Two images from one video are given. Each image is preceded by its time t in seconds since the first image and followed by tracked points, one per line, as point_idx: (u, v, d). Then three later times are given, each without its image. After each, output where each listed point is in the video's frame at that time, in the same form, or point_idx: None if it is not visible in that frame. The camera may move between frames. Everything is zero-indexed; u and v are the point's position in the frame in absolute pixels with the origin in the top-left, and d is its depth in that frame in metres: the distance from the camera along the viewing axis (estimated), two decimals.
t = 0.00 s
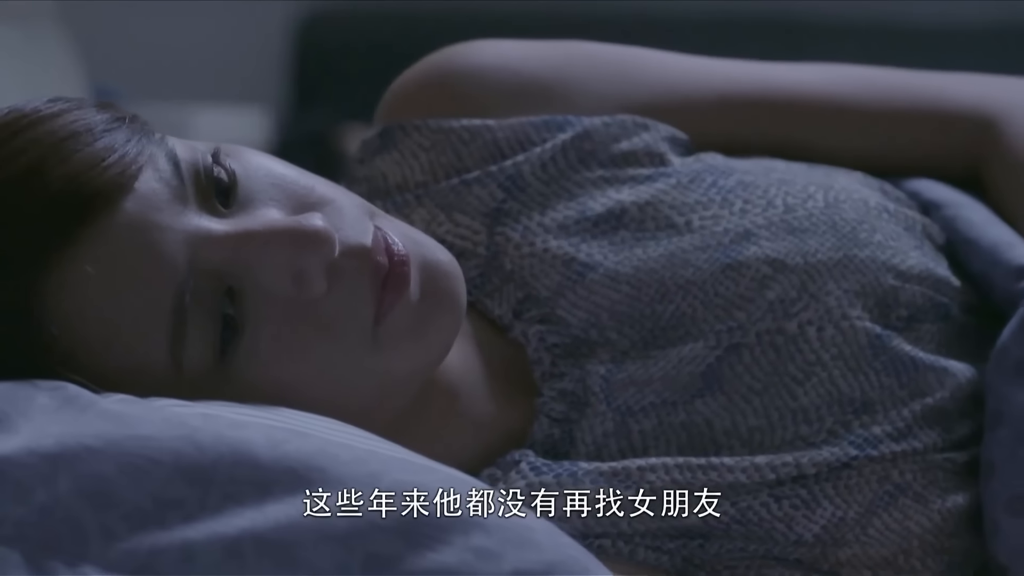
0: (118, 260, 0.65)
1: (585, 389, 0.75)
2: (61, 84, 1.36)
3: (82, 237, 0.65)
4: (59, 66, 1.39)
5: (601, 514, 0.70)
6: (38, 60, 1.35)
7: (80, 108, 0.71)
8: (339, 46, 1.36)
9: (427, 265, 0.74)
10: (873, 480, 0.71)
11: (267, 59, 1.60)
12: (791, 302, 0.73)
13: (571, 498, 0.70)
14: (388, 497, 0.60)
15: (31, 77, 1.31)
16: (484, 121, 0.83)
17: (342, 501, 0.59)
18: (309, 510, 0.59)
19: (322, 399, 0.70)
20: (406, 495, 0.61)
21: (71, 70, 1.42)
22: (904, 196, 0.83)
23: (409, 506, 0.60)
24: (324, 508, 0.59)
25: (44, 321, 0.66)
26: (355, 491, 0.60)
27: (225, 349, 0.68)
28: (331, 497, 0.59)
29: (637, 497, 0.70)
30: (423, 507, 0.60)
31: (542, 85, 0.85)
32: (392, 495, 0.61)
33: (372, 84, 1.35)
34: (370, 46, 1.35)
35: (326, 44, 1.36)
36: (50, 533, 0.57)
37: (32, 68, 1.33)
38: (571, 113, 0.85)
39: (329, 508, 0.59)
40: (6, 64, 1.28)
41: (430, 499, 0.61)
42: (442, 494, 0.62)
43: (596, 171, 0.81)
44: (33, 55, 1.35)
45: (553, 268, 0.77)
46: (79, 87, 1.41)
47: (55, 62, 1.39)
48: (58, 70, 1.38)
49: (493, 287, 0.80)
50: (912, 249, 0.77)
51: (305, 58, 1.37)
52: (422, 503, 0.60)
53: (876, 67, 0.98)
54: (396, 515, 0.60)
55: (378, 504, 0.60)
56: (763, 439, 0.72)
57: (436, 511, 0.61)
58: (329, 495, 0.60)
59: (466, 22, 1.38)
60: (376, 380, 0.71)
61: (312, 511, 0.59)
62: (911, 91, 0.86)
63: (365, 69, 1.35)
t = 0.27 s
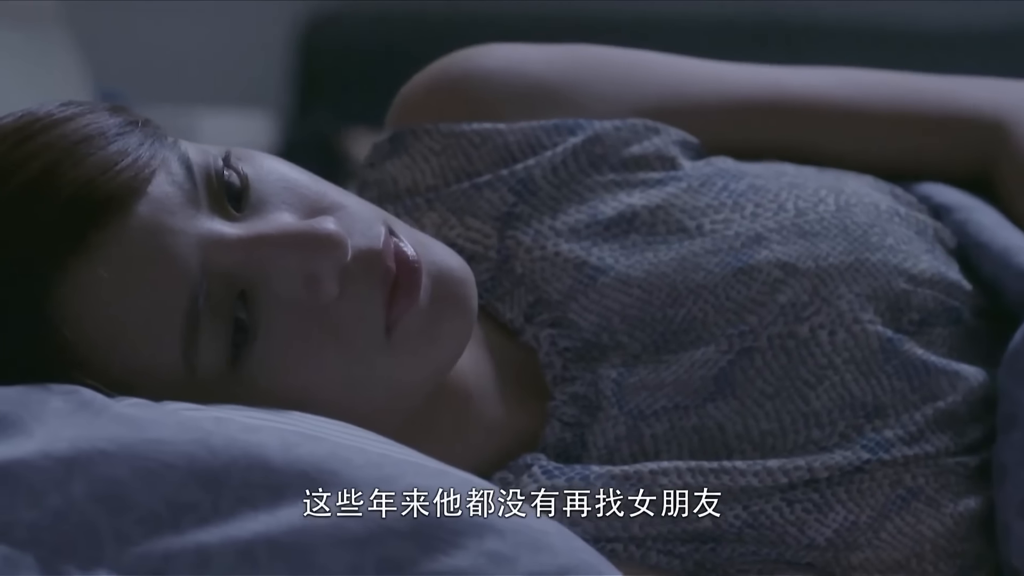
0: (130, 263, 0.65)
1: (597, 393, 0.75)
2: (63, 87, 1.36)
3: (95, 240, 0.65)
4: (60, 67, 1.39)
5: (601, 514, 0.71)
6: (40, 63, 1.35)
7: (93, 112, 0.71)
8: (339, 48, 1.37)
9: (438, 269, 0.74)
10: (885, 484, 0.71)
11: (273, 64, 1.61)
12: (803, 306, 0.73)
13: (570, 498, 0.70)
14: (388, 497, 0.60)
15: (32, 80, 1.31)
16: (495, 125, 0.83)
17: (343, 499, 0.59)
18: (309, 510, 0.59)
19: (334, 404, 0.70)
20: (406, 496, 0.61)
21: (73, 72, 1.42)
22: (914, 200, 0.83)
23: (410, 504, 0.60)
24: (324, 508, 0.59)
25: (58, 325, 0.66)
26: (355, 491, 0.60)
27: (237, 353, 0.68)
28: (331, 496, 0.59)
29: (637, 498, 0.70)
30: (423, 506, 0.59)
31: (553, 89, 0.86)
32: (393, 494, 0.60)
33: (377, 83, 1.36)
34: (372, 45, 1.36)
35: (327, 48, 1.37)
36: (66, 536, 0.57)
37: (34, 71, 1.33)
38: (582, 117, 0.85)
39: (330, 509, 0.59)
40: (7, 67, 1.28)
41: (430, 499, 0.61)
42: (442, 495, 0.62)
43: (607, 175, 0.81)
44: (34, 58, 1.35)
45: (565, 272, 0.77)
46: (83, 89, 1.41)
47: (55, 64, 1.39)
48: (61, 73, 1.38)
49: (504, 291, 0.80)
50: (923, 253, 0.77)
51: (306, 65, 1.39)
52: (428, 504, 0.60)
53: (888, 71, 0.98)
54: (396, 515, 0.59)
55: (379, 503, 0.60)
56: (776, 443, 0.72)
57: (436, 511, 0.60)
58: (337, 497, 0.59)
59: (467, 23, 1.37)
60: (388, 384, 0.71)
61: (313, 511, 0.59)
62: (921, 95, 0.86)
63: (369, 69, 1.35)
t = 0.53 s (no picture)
0: (142, 264, 0.65)
1: (607, 394, 0.75)
2: (69, 87, 1.37)
3: (108, 240, 0.65)
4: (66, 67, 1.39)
5: (601, 514, 0.71)
6: (45, 63, 1.35)
7: (104, 112, 0.71)
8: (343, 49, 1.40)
9: (449, 269, 0.74)
10: (896, 485, 0.71)
11: (279, 66, 1.61)
12: (814, 306, 0.73)
13: (570, 498, 0.70)
14: (388, 496, 0.60)
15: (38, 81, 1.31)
16: (505, 126, 0.83)
17: (342, 498, 0.59)
18: (309, 510, 0.59)
19: (346, 405, 0.70)
20: (407, 496, 0.60)
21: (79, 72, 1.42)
22: (924, 201, 0.83)
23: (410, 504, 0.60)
24: (324, 508, 0.59)
25: (70, 326, 0.66)
26: (355, 491, 0.60)
27: (249, 354, 0.68)
28: (331, 496, 0.59)
29: (637, 497, 0.70)
30: (423, 506, 0.59)
31: (563, 90, 0.86)
32: (393, 494, 0.60)
33: (379, 82, 1.38)
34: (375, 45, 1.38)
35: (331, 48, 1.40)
36: (80, 537, 0.57)
37: (39, 71, 1.33)
38: (592, 117, 0.85)
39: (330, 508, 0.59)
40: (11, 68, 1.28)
41: (430, 499, 0.60)
42: (442, 494, 0.61)
43: (618, 176, 0.81)
44: (40, 58, 1.35)
45: (575, 272, 0.77)
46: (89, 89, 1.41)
47: (61, 64, 1.39)
48: (67, 73, 1.38)
49: (515, 291, 0.80)
50: (934, 253, 0.77)
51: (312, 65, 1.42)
52: (428, 503, 0.60)
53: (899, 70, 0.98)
54: (396, 515, 0.59)
55: (379, 503, 0.60)
56: (787, 444, 0.72)
57: (436, 511, 0.60)
58: (337, 497, 0.59)
59: (474, 24, 1.38)
60: (399, 385, 0.71)
61: (312, 511, 0.59)
62: (931, 95, 0.86)
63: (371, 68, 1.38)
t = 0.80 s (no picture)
0: (152, 264, 0.65)
1: (617, 394, 0.75)
2: (72, 86, 1.36)
3: (117, 241, 0.65)
4: (69, 66, 1.39)
5: (601, 515, 0.70)
6: (48, 62, 1.35)
7: (114, 112, 0.71)
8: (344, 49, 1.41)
9: (458, 270, 0.74)
10: (906, 485, 0.71)
11: (282, 65, 1.61)
12: (823, 306, 0.73)
13: (570, 498, 0.70)
14: (388, 497, 0.60)
15: (40, 80, 1.31)
16: (513, 126, 0.83)
17: (343, 497, 0.59)
18: (309, 510, 0.59)
19: (355, 405, 0.70)
20: (407, 496, 0.60)
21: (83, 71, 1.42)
22: (932, 201, 0.84)
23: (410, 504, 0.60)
24: (324, 508, 0.59)
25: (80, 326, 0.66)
26: (355, 491, 0.60)
27: (258, 354, 0.68)
28: (331, 496, 0.59)
29: (637, 497, 0.70)
30: (423, 506, 0.59)
31: (572, 89, 0.86)
32: (393, 494, 0.60)
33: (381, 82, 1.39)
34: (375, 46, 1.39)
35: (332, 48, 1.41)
36: (89, 537, 0.57)
37: (42, 70, 1.33)
38: (600, 117, 0.85)
39: (330, 509, 0.59)
40: (14, 66, 1.28)
41: (430, 499, 0.60)
42: (442, 494, 0.61)
43: (626, 176, 0.81)
44: (43, 57, 1.35)
45: (584, 272, 0.77)
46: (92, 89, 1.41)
47: (64, 63, 1.39)
48: (69, 72, 1.38)
49: (523, 291, 0.81)
50: (943, 254, 0.77)
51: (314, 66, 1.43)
52: (428, 503, 0.60)
53: (908, 71, 0.98)
54: (396, 515, 0.59)
55: (379, 503, 0.60)
56: (795, 444, 0.72)
57: (436, 511, 0.60)
58: (337, 497, 0.59)
59: (479, 24, 1.39)
60: (408, 385, 0.71)
61: (312, 511, 0.59)
62: (940, 95, 0.86)
63: (373, 68, 1.39)
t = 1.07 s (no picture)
0: (164, 264, 0.65)
1: (628, 394, 0.75)
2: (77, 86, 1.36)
3: (130, 241, 0.65)
4: (73, 66, 1.39)
5: (601, 514, 0.70)
6: (53, 61, 1.35)
7: (126, 112, 0.71)
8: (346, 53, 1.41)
9: (469, 269, 0.74)
10: (918, 485, 0.71)
11: (285, 65, 1.60)
12: (834, 306, 0.73)
13: (570, 498, 0.69)
14: (388, 496, 0.59)
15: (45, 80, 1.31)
16: (524, 126, 0.83)
17: (342, 497, 0.59)
18: (309, 510, 0.58)
19: (368, 405, 0.70)
20: (407, 496, 0.60)
21: (87, 70, 1.42)
22: (943, 200, 0.84)
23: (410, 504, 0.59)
24: (324, 508, 0.59)
25: (94, 326, 0.66)
26: (355, 491, 0.59)
27: (271, 354, 0.68)
28: (331, 496, 0.59)
29: (636, 497, 0.70)
30: (423, 506, 0.59)
31: (582, 90, 0.86)
32: (393, 494, 0.60)
33: (385, 82, 1.39)
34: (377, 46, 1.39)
35: (334, 52, 1.41)
36: (104, 537, 0.56)
37: (46, 69, 1.32)
38: (611, 118, 0.85)
39: (330, 509, 0.58)
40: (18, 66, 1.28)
41: (430, 499, 0.60)
42: (442, 494, 0.61)
43: (637, 176, 0.81)
44: (48, 57, 1.35)
45: (595, 272, 0.77)
46: (96, 89, 1.41)
47: (68, 62, 1.38)
48: (74, 72, 1.37)
49: (534, 292, 0.81)
50: (954, 254, 0.77)
51: (316, 71, 1.43)
52: (428, 503, 0.60)
53: (916, 71, 0.98)
54: (396, 515, 0.59)
55: (379, 503, 0.59)
56: (807, 444, 0.72)
57: (436, 511, 0.59)
58: (337, 497, 0.59)
59: (485, 24, 1.39)
60: (420, 385, 0.71)
61: (312, 511, 0.58)
62: (949, 96, 0.86)
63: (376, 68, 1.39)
